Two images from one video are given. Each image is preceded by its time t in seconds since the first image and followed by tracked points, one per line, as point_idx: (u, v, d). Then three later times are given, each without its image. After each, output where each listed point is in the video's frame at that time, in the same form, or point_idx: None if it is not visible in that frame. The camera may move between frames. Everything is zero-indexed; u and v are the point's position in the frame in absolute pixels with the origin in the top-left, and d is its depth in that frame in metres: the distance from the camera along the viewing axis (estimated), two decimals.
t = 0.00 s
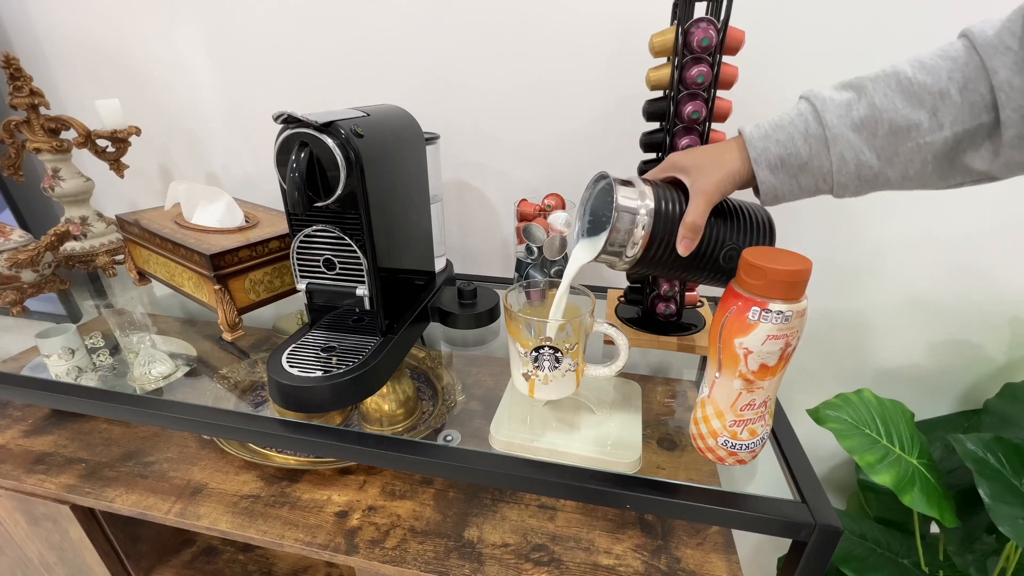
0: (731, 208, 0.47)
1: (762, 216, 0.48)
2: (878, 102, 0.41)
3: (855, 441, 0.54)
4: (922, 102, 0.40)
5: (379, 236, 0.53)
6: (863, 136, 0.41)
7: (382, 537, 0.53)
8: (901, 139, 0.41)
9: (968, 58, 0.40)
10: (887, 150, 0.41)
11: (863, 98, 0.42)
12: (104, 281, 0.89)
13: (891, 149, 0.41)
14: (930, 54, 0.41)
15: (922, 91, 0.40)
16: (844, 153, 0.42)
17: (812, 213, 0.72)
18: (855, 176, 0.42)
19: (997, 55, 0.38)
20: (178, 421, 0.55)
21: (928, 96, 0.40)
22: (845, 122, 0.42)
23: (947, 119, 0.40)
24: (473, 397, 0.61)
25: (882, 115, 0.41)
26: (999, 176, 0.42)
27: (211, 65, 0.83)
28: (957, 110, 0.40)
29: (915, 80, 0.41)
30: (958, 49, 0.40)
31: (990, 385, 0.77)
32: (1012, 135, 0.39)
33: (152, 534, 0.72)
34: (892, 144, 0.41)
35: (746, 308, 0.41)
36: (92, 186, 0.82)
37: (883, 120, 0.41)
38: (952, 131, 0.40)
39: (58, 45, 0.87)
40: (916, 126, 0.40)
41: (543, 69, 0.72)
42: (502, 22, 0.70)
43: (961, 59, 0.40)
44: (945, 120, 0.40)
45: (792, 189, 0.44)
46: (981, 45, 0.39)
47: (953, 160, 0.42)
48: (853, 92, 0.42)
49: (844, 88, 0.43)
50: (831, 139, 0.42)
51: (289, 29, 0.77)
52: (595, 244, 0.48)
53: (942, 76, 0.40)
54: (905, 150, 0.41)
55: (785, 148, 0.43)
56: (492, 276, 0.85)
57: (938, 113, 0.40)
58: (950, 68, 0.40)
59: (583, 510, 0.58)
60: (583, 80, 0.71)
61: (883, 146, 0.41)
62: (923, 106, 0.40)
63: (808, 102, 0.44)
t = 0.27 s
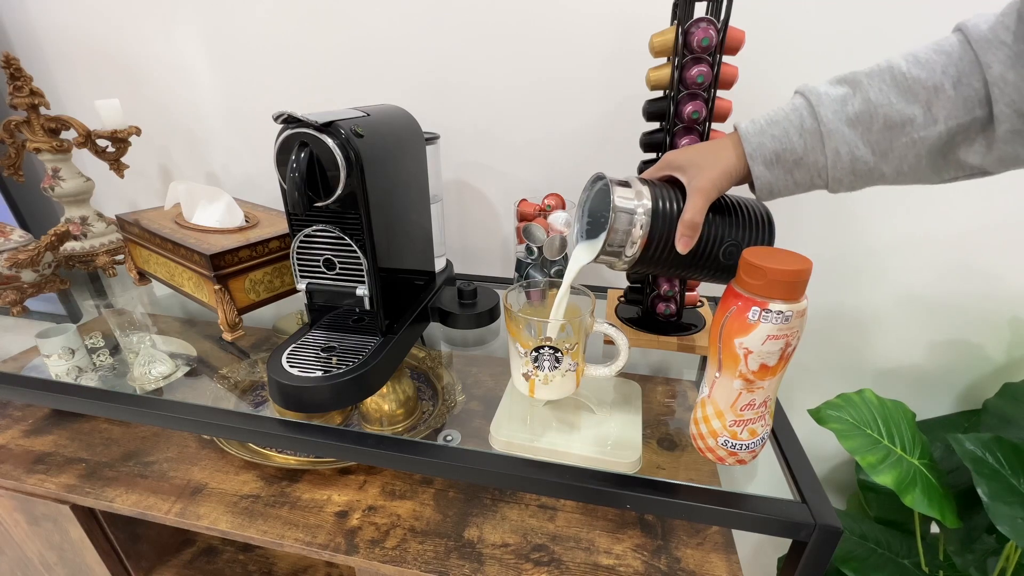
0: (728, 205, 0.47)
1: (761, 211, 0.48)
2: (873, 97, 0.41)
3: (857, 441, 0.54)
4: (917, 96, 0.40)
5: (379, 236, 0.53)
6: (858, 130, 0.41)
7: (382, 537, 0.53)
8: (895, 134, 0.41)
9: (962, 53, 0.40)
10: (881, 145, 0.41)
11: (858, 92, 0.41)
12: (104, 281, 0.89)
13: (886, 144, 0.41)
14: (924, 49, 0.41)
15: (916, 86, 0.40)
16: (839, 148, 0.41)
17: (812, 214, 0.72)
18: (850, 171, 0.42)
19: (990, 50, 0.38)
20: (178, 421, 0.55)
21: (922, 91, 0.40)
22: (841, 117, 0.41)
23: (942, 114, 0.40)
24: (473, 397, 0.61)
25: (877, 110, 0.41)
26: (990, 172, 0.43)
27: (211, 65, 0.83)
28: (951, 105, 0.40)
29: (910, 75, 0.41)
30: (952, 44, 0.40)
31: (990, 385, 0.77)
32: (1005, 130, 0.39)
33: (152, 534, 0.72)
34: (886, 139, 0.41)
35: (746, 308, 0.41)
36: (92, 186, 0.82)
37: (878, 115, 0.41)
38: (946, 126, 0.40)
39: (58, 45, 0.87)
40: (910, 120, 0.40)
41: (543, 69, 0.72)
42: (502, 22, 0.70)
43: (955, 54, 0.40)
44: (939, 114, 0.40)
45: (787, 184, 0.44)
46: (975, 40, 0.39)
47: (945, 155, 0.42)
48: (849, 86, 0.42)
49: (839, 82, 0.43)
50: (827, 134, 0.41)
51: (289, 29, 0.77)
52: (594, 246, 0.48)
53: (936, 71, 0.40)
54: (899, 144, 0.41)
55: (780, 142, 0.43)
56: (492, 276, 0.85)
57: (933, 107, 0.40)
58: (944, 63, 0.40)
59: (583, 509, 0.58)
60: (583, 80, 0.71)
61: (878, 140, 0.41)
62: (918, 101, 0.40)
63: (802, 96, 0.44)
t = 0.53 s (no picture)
0: (726, 201, 0.47)
1: (758, 206, 0.48)
2: (865, 92, 0.40)
3: (858, 441, 0.54)
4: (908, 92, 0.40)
5: (379, 236, 0.53)
6: (850, 126, 0.41)
7: (382, 537, 0.53)
8: (888, 129, 0.40)
9: (955, 47, 0.39)
10: (873, 140, 0.41)
11: (851, 87, 0.41)
12: (104, 281, 0.89)
13: (878, 139, 0.41)
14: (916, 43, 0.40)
15: (908, 81, 0.40)
16: (831, 143, 0.41)
17: (812, 214, 0.72)
18: (842, 166, 0.42)
19: (983, 45, 0.37)
20: (178, 421, 0.55)
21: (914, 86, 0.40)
22: (833, 112, 0.41)
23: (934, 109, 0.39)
24: (473, 397, 0.61)
25: (870, 105, 0.40)
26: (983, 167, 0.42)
27: (211, 65, 0.83)
28: (943, 100, 0.39)
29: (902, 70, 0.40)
30: (944, 39, 0.40)
31: (990, 385, 0.77)
32: (997, 125, 0.38)
33: (152, 534, 0.72)
34: (879, 134, 0.41)
35: (746, 308, 0.41)
36: (92, 186, 0.82)
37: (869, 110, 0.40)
38: (939, 121, 0.39)
39: (58, 45, 0.87)
40: (902, 115, 0.40)
41: (543, 69, 0.72)
42: (502, 22, 0.70)
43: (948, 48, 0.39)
44: (931, 110, 0.39)
45: (780, 179, 0.44)
46: (968, 34, 0.38)
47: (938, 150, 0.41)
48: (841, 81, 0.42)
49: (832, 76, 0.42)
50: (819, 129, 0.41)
51: (289, 29, 0.77)
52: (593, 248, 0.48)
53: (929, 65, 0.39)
54: (892, 140, 0.41)
55: (773, 137, 0.43)
56: (492, 276, 0.85)
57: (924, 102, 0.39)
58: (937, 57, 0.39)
59: (583, 509, 0.58)
60: (583, 80, 0.71)
61: (870, 136, 0.41)
62: (909, 96, 0.40)
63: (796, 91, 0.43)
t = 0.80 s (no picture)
0: (720, 197, 0.47)
1: (752, 200, 0.48)
2: (855, 86, 0.40)
3: (858, 441, 0.54)
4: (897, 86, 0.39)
5: (379, 236, 0.53)
6: (841, 120, 0.40)
7: (382, 537, 0.53)
8: (877, 124, 0.40)
9: (943, 41, 0.39)
10: (863, 135, 0.40)
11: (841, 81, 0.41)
12: (104, 281, 0.89)
13: (867, 134, 0.40)
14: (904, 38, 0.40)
15: (897, 75, 0.39)
16: (821, 137, 0.41)
17: (812, 213, 0.72)
18: (832, 161, 0.41)
19: (971, 40, 0.37)
20: (178, 421, 0.55)
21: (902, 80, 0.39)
22: (824, 106, 0.41)
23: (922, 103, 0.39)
24: (473, 397, 0.61)
25: (859, 100, 0.40)
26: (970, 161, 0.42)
27: (211, 65, 0.83)
28: (932, 95, 0.39)
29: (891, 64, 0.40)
30: (933, 34, 0.40)
31: (990, 385, 0.77)
32: (984, 120, 0.38)
33: (152, 533, 0.72)
34: (868, 129, 0.40)
35: (746, 308, 0.41)
36: (92, 186, 0.82)
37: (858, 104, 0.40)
38: (927, 116, 0.39)
39: (58, 45, 0.87)
40: (891, 109, 0.40)
41: (543, 69, 0.72)
42: (502, 22, 0.70)
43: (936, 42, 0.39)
44: (919, 105, 0.39)
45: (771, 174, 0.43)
46: (957, 28, 0.38)
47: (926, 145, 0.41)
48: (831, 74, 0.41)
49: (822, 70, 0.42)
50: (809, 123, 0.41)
51: (289, 29, 0.77)
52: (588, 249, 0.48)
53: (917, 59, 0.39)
54: (881, 134, 0.40)
55: (764, 132, 0.42)
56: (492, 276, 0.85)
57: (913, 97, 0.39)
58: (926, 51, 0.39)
59: (583, 509, 0.58)
60: (583, 80, 0.71)
61: (860, 130, 0.41)
62: (898, 90, 0.39)
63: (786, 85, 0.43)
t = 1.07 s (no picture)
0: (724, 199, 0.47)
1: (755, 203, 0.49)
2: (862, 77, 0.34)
3: (856, 440, 0.54)
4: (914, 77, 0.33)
5: (379, 236, 0.53)
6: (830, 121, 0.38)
7: (382, 537, 0.53)
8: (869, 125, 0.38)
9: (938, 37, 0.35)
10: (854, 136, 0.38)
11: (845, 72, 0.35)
12: (104, 281, 0.89)
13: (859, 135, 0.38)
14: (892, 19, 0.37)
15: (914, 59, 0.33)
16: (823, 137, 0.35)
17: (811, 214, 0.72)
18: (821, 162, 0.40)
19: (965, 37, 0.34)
20: (178, 421, 0.55)
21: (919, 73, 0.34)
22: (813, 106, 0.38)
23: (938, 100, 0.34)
24: (473, 397, 0.61)
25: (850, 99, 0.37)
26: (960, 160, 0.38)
27: (211, 65, 0.83)
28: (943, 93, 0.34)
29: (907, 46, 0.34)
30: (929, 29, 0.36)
31: (989, 385, 0.77)
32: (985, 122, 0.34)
33: (152, 533, 0.72)
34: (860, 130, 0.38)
35: (746, 308, 0.41)
36: (91, 186, 0.82)
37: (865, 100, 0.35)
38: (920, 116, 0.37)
39: (57, 45, 0.87)
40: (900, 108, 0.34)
41: (543, 69, 0.72)
42: (502, 22, 0.70)
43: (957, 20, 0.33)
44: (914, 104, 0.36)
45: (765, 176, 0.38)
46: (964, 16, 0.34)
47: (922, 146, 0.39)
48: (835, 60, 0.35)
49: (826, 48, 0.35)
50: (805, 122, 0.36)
51: (289, 29, 0.77)
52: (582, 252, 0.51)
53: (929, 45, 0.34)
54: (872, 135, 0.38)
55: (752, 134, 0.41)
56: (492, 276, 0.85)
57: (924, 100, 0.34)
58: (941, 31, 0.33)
59: (583, 509, 0.58)
60: (583, 80, 0.71)
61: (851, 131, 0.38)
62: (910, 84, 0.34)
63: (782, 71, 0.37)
